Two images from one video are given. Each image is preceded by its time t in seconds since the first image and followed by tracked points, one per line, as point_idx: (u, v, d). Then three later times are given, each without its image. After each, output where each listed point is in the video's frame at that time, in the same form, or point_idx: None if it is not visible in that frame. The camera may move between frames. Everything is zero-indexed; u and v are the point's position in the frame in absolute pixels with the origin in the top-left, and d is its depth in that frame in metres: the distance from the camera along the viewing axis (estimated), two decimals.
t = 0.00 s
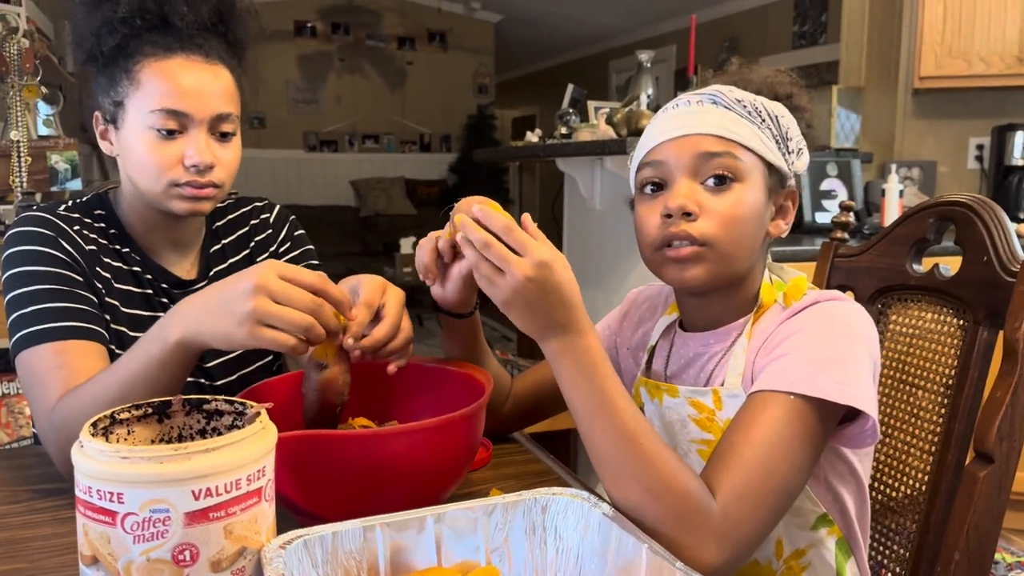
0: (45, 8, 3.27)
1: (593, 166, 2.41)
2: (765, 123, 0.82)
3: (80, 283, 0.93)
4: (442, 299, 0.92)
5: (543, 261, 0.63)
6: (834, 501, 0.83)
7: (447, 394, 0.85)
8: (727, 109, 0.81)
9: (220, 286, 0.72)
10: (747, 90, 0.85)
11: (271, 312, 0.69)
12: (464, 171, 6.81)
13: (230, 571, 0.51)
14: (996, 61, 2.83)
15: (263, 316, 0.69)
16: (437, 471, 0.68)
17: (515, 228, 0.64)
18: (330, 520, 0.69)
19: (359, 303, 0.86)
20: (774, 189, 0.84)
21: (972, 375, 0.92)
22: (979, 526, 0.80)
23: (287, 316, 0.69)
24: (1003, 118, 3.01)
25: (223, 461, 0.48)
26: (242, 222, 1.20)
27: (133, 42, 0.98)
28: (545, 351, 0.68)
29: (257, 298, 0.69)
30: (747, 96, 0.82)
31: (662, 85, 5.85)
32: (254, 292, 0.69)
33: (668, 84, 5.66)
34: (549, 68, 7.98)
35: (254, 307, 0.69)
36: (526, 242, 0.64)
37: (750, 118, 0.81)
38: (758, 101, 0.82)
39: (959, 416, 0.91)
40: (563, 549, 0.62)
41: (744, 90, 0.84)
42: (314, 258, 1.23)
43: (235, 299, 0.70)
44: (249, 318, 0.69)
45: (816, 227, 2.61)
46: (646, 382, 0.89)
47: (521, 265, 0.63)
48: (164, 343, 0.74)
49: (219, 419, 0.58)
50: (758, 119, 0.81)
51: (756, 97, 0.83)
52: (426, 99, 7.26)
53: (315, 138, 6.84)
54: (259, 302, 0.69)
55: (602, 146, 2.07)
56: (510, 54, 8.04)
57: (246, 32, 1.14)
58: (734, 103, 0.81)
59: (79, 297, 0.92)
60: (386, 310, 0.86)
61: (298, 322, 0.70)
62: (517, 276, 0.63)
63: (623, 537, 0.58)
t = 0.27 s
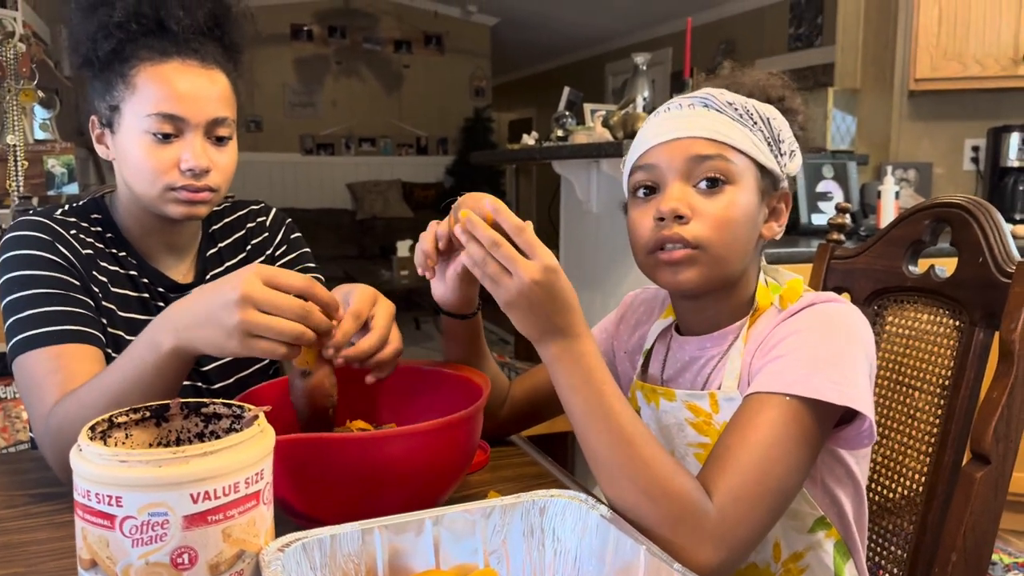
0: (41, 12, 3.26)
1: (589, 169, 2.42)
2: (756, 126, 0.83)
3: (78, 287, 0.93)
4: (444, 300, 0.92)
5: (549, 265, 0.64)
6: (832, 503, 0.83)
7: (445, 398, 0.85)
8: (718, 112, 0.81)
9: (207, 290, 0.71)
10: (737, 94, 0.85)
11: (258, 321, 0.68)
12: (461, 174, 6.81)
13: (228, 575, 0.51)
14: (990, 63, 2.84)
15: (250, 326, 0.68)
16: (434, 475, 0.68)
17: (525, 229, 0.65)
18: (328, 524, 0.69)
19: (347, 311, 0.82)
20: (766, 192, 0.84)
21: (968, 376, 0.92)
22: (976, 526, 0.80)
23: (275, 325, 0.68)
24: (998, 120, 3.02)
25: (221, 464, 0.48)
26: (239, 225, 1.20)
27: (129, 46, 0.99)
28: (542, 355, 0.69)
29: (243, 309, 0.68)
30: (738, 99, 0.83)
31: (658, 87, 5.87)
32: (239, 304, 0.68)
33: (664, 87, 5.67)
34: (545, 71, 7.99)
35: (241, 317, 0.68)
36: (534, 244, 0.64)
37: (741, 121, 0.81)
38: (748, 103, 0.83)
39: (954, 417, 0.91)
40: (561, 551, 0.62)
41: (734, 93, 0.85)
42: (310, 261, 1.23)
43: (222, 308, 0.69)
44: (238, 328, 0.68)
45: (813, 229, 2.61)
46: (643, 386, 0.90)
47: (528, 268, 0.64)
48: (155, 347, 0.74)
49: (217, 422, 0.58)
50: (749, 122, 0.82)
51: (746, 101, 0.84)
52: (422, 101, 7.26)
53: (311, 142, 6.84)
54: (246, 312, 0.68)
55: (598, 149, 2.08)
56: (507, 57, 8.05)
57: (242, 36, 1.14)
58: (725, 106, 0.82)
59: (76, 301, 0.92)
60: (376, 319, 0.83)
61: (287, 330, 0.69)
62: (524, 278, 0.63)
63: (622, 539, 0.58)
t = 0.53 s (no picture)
0: (36, 16, 3.26)
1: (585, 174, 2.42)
2: (746, 134, 0.83)
3: (72, 293, 0.93)
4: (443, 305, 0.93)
5: (549, 269, 0.64)
6: (827, 508, 0.83)
7: (440, 406, 0.85)
8: (707, 119, 0.81)
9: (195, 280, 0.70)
10: (727, 100, 0.85)
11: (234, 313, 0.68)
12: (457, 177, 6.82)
13: None
14: (985, 67, 2.85)
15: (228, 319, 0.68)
16: (428, 482, 0.68)
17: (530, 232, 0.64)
18: (322, 531, 0.69)
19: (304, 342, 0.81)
20: (758, 198, 0.84)
21: (963, 380, 0.92)
22: (971, 530, 0.80)
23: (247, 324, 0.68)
24: (993, 123, 3.03)
25: (214, 472, 0.48)
26: (234, 230, 1.19)
27: (125, 52, 0.98)
28: (537, 361, 0.69)
29: (222, 304, 0.67)
30: (728, 106, 0.83)
31: (654, 91, 5.88)
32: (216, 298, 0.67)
33: (660, 90, 5.68)
34: (541, 75, 8.01)
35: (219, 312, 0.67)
36: (536, 247, 0.64)
37: (731, 129, 0.82)
38: (738, 110, 0.83)
39: (950, 421, 0.91)
40: (556, 558, 0.62)
41: (724, 100, 0.85)
42: (305, 266, 1.23)
43: (202, 301, 0.68)
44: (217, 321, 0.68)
45: (808, 233, 2.62)
46: (637, 393, 0.90)
47: (528, 271, 0.64)
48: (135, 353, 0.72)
49: (211, 429, 0.58)
50: (738, 130, 0.82)
51: (737, 107, 0.84)
52: (419, 105, 7.27)
53: (308, 145, 6.83)
54: (224, 308, 0.67)
55: (594, 153, 2.08)
56: (503, 61, 8.06)
57: (239, 42, 1.14)
58: (715, 114, 0.82)
59: (71, 307, 0.92)
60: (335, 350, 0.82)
61: (265, 330, 0.68)
62: (523, 282, 0.64)
63: (616, 545, 0.58)
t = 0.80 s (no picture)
0: (33, 19, 3.25)
1: (582, 176, 2.42)
2: (743, 134, 0.83)
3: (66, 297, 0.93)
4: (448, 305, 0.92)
5: (551, 268, 0.64)
6: (824, 511, 0.83)
7: (439, 409, 0.85)
8: (704, 120, 0.81)
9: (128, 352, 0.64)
10: (723, 101, 0.85)
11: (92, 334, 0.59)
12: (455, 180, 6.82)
13: None
14: (982, 69, 2.85)
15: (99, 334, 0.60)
16: (424, 485, 0.68)
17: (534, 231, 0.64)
18: (320, 535, 0.68)
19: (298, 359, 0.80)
20: (754, 199, 0.84)
21: (961, 383, 0.92)
22: (969, 532, 0.80)
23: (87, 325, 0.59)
24: (990, 125, 3.04)
25: (210, 475, 0.48)
26: (231, 233, 1.19)
27: (125, 54, 0.98)
28: (537, 360, 0.69)
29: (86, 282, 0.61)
30: (724, 107, 0.83)
31: (651, 94, 5.88)
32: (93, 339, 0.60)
33: (658, 93, 5.69)
34: (539, 78, 8.02)
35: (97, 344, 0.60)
36: (539, 246, 0.64)
37: (727, 130, 0.81)
38: (734, 111, 0.83)
39: (948, 423, 0.91)
40: (554, 561, 0.62)
41: (721, 101, 0.85)
42: (304, 269, 1.21)
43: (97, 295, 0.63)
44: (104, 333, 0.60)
45: (805, 235, 2.62)
46: (635, 396, 0.89)
47: (529, 269, 0.64)
48: (104, 360, 0.69)
49: (206, 433, 0.57)
50: (735, 130, 0.82)
51: (733, 109, 0.84)
52: (417, 108, 7.27)
53: (305, 148, 6.83)
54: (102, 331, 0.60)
55: (592, 155, 2.08)
56: (501, 64, 8.07)
57: (240, 46, 1.14)
58: (711, 114, 0.82)
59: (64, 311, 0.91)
60: (329, 363, 0.81)
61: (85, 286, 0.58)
62: (525, 279, 0.64)
63: (613, 548, 0.57)
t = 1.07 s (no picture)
0: (32, 21, 3.25)
1: (580, 179, 2.42)
2: (737, 136, 0.83)
3: (62, 300, 0.93)
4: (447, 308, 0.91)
5: (526, 277, 0.63)
6: (822, 512, 0.83)
7: (438, 411, 0.85)
8: (696, 123, 0.81)
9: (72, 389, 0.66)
10: (715, 103, 0.86)
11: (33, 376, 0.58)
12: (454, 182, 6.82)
13: None
14: (980, 71, 2.86)
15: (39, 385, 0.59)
16: (422, 487, 0.68)
17: (501, 243, 0.63)
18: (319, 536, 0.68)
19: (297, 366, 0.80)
20: (749, 201, 0.85)
21: (959, 384, 0.92)
22: (968, 534, 0.80)
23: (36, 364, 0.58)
24: (988, 127, 3.05)
25: (209, 476, 0.48)
26: (231, 234, 1.19)
27: (124, 56, 0.98)
28: (532, 365, 0.68)
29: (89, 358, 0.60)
30: (717, 109, 0.83)
31: (650, 95, 5.89)
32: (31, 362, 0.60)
33: (656, 95, 5.70)
34: (537, 80, 8.03)
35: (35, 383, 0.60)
36: (510, 257, 0.63)
37: (720, 132, 0.82)
38: (728, 113, 0.83)
39: (947, 424, 0.91)
40: (553, 562, 0.62)
41: (713, 103, 0.85)
42: (302, 269, 1.21)
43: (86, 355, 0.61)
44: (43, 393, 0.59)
45: (804, 237, 2.63)
46: (632, 397, 0.90)
47: (504, 282, 0.63)
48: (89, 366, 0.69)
49: (205, 434, 0.57)
50: (728, 132, 0.82)
51: (726, 110, 0.84)
52: (415, 110, 7.27)
53: (304, 150, 6.83)
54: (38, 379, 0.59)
55: (590, 157, 2.08)
56: (499, 66, 8.08)
57: (239, 47, 1.14)
58: (704, 117, 0.82)
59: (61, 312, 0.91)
60: (330, 366, 0.81)
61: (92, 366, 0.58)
62: (502, 293, 0.63)
63: (613, 549, 0.57)
